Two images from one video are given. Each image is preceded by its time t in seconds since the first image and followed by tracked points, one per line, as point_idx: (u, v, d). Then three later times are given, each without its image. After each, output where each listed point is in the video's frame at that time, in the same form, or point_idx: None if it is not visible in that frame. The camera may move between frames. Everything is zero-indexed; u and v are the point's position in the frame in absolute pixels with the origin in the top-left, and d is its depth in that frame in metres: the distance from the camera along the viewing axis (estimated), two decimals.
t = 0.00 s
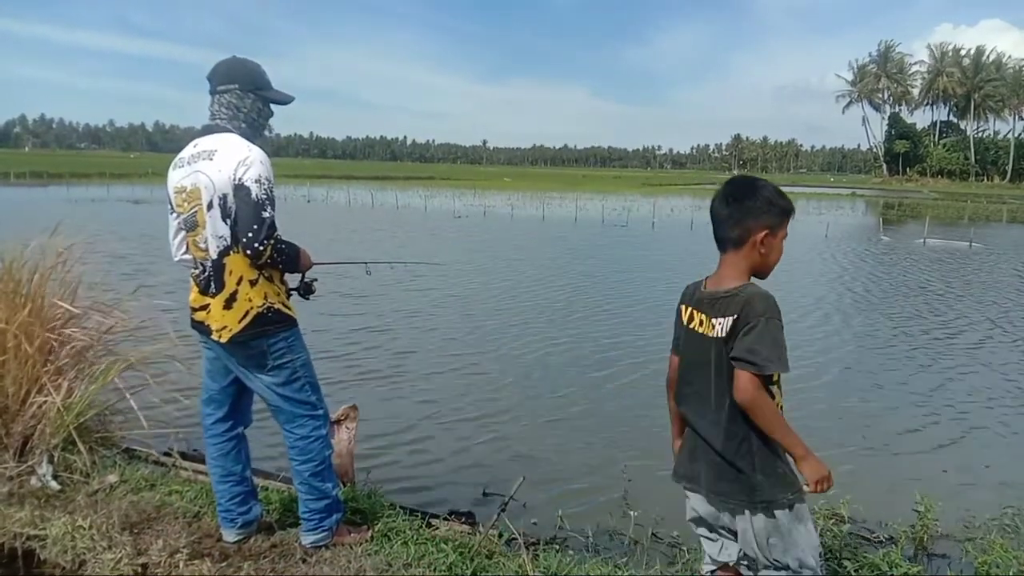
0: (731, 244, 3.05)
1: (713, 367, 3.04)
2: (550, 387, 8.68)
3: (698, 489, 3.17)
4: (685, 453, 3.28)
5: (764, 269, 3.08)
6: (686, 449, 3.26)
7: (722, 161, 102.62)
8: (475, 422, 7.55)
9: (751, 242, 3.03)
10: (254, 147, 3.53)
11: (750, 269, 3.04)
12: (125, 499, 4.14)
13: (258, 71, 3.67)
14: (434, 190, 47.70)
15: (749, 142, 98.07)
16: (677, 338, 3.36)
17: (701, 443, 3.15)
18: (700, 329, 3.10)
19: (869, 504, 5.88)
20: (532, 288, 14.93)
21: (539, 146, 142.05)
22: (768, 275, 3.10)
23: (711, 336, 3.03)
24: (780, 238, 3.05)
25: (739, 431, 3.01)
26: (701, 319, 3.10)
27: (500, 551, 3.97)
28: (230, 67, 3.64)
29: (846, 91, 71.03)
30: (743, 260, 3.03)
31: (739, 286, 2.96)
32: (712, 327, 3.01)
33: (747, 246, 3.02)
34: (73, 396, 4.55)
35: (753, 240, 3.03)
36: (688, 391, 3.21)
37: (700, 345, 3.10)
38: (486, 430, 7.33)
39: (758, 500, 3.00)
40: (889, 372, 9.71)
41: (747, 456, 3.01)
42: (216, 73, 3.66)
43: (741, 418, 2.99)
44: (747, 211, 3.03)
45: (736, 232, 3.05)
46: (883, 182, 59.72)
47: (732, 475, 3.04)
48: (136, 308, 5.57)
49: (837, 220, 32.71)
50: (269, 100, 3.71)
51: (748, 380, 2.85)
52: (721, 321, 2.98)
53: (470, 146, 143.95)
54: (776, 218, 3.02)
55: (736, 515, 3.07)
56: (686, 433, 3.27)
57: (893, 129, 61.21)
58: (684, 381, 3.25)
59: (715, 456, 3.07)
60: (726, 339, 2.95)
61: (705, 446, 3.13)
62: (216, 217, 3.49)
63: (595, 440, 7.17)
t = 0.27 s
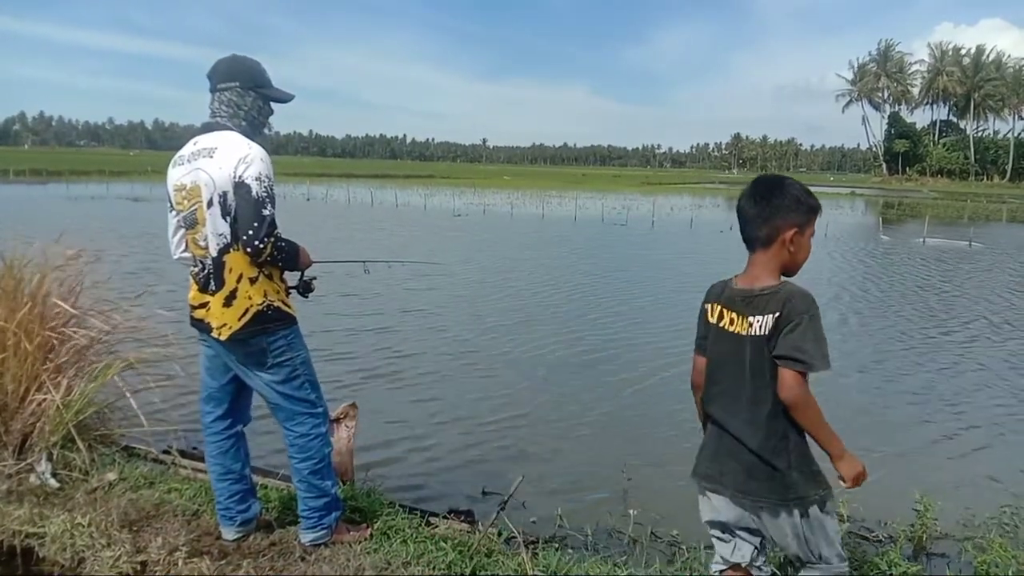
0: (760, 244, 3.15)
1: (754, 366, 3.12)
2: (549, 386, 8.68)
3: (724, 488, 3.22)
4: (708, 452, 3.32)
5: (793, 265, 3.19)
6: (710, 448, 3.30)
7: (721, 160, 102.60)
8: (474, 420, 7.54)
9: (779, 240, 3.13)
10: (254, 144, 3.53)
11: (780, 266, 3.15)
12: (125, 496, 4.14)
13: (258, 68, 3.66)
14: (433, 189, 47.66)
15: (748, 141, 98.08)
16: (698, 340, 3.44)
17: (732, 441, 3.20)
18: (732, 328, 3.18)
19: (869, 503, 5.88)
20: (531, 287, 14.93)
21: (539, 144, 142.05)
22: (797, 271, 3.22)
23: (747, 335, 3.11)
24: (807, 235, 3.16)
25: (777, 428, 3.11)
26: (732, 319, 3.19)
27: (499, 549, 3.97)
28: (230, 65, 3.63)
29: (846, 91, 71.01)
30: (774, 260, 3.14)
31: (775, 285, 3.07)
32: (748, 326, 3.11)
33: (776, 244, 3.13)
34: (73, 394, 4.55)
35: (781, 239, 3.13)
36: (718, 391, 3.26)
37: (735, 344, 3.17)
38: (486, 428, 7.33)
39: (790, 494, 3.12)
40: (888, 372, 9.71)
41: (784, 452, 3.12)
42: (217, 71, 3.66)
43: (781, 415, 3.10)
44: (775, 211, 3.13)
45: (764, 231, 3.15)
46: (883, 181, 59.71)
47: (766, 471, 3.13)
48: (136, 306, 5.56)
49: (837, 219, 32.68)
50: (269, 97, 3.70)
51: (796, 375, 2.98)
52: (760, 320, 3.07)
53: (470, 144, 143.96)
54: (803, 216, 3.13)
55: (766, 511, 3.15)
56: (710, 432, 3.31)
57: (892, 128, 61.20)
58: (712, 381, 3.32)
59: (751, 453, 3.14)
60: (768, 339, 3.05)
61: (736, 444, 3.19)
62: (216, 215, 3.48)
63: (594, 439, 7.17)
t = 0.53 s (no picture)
0: (819, 280, 2.87)
1: (796, 386, 2.81)
2: (549, 388, 8.69)
3: (742, 512, 2.90)
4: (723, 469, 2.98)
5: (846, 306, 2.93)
6: (727, 464, 2.97)
7: (722, 162, 102.67)
8: (474, 422, 7.55)
9: (840, 279, 2.86)
10: (255, 146, 3.53)
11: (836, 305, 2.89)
12: (125, 498, 4.14)
13: (258, 70, 3.67)
14: (434, 190, 47.68)
15: (748, 143, 98.12)
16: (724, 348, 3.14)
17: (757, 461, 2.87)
18: (783, 345, 2.86)
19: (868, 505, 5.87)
20: (531, 289, 14.93)
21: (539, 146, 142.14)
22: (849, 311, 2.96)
23: (800, 355, 2.81)
24: (868, 278, 2.90)
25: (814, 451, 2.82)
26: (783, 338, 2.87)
27: (499, 551, 3.97)
28: (231, 67, 3.64)
29: (846, 93, 71.05)
30: (831, 297, 2.88)
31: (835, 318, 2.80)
32: (805, 347, 2.80)
33: (838, 283, 2.87)
34: (73, 396, 4.55)
35: (840, 277, 2.86)
36: (744, 402, 2.94)
37: (778, 361, 2.86)
38: (486, 430, 7.33)
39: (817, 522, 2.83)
40: (888, 373, 9.71)
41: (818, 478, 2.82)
42: (217, 73, 3.66)
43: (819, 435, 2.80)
44: (836, 250, 2.87)
45: (824, 270, 2.87)
46: (883, 183, 59.72)
47: (795, 496, 2.82)
48: (136, 308, 5.57)
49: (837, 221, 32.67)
50: (269, 100, 3.70)
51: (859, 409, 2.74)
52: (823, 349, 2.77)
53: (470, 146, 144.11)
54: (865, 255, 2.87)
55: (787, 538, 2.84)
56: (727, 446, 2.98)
57: (892, 130, 61.22)
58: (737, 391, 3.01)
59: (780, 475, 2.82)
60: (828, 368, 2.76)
61: (762, 464, 2.86)
62: (217, 217, 3.49)
63: (594, 440, 7.18)
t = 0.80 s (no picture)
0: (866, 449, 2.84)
1: (810, 501, 2.64)
2: (550, 386, 8.69)
3: None
4: (714, 544, 2.82)
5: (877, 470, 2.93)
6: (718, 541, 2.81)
7: (722, 160, 102.63)
8: (474, 420, 7.56)
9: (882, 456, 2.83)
10: (254, 146, 3.53)
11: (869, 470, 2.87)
12: (125, 498, 4.14)
13: (257, 70, 3.66)
14: (433, 189, 47.63)
15: (749, 142, 98.07)
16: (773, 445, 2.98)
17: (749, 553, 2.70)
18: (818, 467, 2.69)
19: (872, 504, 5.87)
20: (531, 287, 14.92)
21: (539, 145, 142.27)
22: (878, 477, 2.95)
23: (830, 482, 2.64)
24: (909, 454, 2.87)
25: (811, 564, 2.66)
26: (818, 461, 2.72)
27: (500, 550, 3.98)
28: (230, 67, 3.63)
29: (846, 91, 71.03)
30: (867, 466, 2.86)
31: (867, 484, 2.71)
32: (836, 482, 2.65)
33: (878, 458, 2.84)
34: (73, 396, 4.55)
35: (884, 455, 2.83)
36: (752, 490, 2.76)
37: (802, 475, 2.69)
38: (486, 429, 7.33)
39: None
40: (888, 371, 9.72)
41: None
42: (217, 72, 3.66)
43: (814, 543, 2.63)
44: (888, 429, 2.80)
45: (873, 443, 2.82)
46: (883, 181, 59.65)
47: None
48: (136, 307, 5.56)
49: (837, 219, 32.64)
50: (268, 99, 3.70)
51: None
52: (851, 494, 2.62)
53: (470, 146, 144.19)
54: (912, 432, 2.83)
55: None
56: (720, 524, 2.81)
57: (893, 128, 61.16)
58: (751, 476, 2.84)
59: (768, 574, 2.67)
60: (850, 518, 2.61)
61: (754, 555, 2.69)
62: (217, 217, 3.49)
63: (595, 439, 7.19)
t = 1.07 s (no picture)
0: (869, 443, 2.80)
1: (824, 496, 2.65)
2: (549, 387, 8.70)
3: None
4: (727, 545, 2.79)
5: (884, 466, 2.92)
6: (730, 541, 2.78)
7: (721, 162, 102.69)
8: (474, 421, 7.55)
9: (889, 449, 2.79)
10: (255, 146, 3.53)
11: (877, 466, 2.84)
12: (124, 498, 4.13)
13: (259, 70, 3.66)
14: (433, 191, 47.64)
15: (748, 144, 98.15)
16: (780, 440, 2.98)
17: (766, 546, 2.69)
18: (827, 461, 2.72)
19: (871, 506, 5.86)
20: (531, 289, 14.92)
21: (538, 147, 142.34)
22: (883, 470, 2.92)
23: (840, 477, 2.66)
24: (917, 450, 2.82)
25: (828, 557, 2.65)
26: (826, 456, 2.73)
27: (499, 551, 3.97)
28: (231, 67, 3.63)
29: (846, 93, 71.08)
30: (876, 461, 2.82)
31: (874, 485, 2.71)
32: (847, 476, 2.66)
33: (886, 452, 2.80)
34: (73, 396, 4.55)
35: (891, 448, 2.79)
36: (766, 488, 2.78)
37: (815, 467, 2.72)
38: (484, 430, 7.33)
39: None
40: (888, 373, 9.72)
41: None
42: (218, 73, 3.66)
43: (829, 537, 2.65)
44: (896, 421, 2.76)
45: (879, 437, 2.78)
46: (883, 184, 59.71)
47: None
48: (135, 307, 5.56)
49: (837, 221, 32.66)
50: (269, 100, 3.70)
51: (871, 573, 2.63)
52: (861, 487, 2.64)
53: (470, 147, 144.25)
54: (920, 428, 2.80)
55: None
56: (733, 523, 2.79)
57: (893, 130, 61.22)
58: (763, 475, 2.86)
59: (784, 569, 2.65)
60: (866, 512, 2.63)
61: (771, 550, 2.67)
62: (217, 217, 3.49)
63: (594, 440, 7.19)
